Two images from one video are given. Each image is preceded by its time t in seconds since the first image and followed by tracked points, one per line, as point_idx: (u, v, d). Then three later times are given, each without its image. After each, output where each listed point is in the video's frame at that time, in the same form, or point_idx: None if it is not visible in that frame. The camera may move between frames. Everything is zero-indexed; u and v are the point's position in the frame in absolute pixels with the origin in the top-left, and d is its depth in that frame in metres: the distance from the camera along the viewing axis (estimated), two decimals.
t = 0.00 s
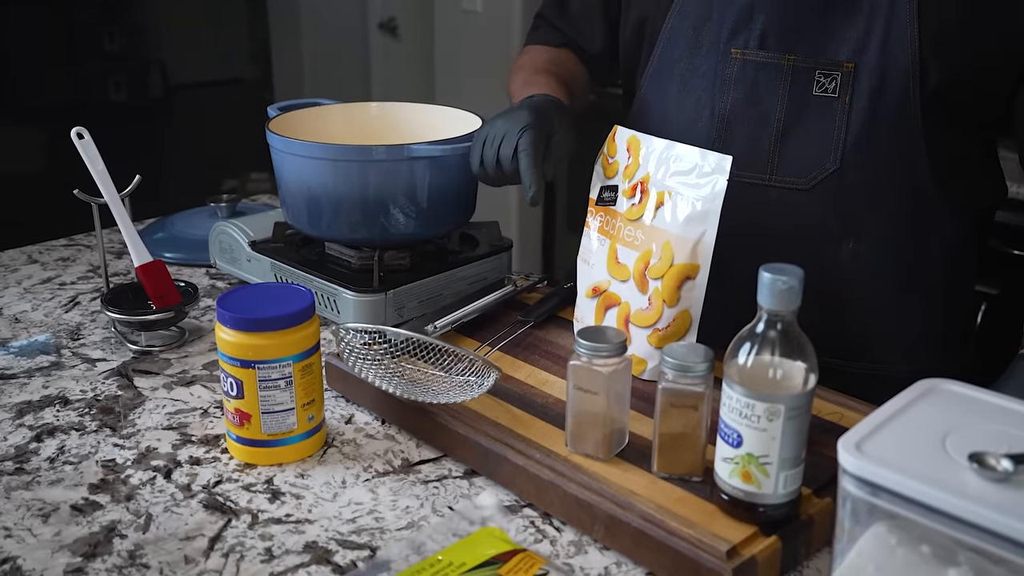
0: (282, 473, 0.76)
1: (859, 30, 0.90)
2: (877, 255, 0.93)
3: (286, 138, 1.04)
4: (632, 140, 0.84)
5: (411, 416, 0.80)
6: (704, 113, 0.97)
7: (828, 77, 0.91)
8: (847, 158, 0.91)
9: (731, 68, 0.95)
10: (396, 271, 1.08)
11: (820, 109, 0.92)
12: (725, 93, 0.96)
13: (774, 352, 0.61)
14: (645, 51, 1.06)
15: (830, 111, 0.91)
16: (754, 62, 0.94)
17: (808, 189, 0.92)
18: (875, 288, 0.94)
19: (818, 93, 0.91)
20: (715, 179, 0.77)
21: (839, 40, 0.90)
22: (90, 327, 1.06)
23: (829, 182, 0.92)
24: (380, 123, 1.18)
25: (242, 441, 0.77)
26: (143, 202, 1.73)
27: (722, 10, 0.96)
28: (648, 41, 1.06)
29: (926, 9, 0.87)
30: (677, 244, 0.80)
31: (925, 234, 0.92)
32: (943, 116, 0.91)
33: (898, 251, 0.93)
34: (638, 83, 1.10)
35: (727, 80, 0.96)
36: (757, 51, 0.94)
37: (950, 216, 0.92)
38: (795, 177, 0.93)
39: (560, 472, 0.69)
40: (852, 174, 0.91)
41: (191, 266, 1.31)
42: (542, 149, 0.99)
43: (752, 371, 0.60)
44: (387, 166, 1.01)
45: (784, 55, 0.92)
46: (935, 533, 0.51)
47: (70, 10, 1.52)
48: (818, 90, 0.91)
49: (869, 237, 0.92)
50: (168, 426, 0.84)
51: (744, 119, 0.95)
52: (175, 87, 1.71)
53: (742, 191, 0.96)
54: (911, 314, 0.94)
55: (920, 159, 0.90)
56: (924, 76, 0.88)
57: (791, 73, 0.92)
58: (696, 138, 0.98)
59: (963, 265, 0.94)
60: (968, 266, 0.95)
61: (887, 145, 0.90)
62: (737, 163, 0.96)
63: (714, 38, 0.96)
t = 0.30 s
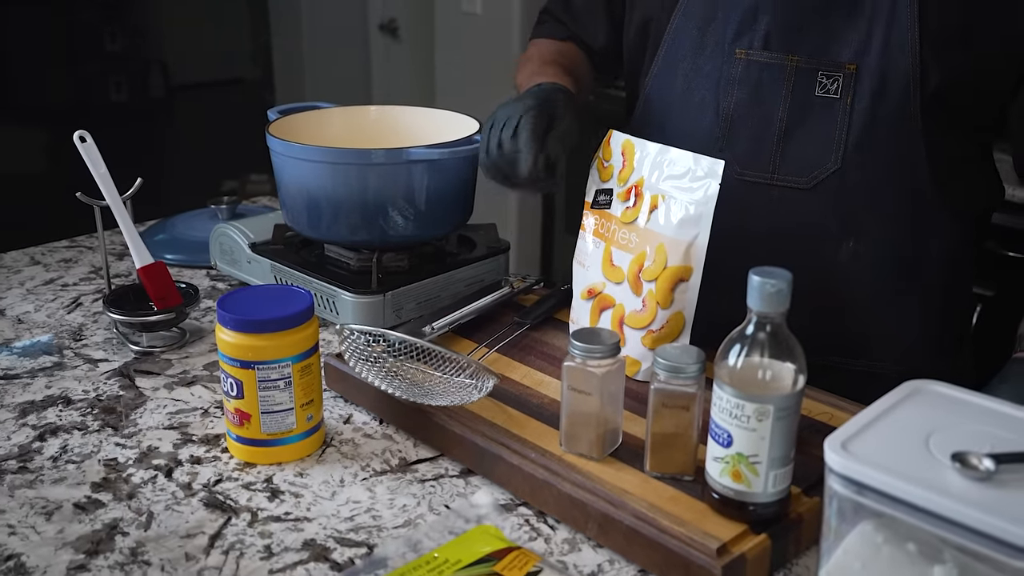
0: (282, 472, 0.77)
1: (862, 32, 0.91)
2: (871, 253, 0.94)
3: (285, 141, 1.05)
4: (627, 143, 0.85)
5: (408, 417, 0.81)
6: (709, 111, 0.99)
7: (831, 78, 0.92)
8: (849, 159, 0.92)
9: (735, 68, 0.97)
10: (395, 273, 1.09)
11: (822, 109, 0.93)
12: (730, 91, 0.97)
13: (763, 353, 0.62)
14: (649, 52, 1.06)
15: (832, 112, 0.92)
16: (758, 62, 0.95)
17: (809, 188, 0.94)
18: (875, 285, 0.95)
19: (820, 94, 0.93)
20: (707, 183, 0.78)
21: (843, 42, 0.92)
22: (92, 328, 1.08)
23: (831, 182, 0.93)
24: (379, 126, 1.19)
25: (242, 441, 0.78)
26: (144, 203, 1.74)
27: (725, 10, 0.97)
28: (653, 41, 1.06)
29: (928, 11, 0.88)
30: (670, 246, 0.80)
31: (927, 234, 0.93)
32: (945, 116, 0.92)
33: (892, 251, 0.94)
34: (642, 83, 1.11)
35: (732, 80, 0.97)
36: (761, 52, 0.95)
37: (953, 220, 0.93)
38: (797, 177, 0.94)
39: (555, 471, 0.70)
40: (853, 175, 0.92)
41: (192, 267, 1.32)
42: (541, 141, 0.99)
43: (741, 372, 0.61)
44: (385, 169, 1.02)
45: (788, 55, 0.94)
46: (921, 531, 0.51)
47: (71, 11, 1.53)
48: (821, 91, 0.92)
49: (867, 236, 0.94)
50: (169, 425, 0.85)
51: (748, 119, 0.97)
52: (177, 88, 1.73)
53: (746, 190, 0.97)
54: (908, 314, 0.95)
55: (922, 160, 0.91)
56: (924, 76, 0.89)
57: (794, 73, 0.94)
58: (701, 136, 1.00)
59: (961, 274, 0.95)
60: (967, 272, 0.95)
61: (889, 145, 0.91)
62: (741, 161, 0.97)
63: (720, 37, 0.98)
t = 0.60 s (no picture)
0: (285, 468, 0.78)
1: (884, 38, 0.96)
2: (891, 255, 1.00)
3: (287, 142, 1.05)
4: (625, 144, 0.86)
5: (409, 414, 0.82)
6: (734, 113, 1.04)
7: (854, 82, 0.97)
8: (869, 161, 0.97)
9: (760, 72, 1.02)
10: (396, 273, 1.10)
11: (847, 112, 0.97)
12: (755, 94, 1.02)
13: (759, 351, 0.63)
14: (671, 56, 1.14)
15: (856, 115, 0.97)
16: (783, 66, 1.00)
17: (832, 191, 0.98)
18: (893, 283, 1.01)
19: (844, 98, 0.97)
20: (705, 184, 0.78)
21: (867, 47, 0.97)
22: (96, 327, 1.09)
23: (854, 185, 0.98)
24: (380, 126, 1.20)
25: (245, 438, 0.79)
26: (147, 202, 1.75)
27: (748, 18, 1.03)
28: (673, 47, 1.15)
29: (948, 23, 0.94)
30: (669, 246, 0.81)
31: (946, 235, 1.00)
32: (963, 123, 0.98)
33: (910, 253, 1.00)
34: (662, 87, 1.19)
35: (757, 84, 1.02)
36: (786, 56, 1.00)
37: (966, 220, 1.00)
38: (820, 179, 0.99)
39: (554, 468, 0.71)
40: (874, 176, 0.97)
41: (195, 266, 1.33)
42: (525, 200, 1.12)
43: (738, 370, 0.62)
44: (387, 169, 1.03)
45: (813, 60, 0.98)
46: (915, 525, 0.52)
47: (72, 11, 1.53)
48: (845, 94, 0.97)
49: (888, 238, 0.99)
50: (173, 423, 0.86)
51: (773, 121, 1.01)
52: (177, 88, 1.74)
53: (771, 191, 1.02)
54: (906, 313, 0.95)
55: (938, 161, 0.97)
56: (947, 82, 0.95)
57: (819, 77, 0.98)
58: (724, 138, 1.05)
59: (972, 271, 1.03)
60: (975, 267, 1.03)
61: (911, 147, 0.97)
62: (764, 163, 1.02)
63: (743, 42, 1.03)
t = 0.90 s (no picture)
0: (295, 465, 0.79)
1: (913, 43, 0.98)
2: (924, 258, 1.01)
3: (295, 141, 1.06)
4: (633, 144, 0.87)
5: (418, 411, 0.83)
6: (767, 115, 1.06)
7: (885, 86, 0.98)
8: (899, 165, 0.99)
9: (792, 76, 1.04)
10: (404, 271, 1.11)
11: (877, 116, 0.99)
12: (786, 97, 1.04)
13: (768, 349, 0.63)
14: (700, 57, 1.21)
15: (886, 119, 0.99)
16: (815, 70, 1.02)
17: (861, 193, 1.00)
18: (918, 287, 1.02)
19: (875, 102, 0.99)
20: (712, 183, 0.79)
21: (897, 53, 0.98)
22: (106, 325, 1.09)
23: (882, 187, 0.99)
24: (387, 126, 1.20)
25: (256, 435, 0.79)
26: (151, 201, 1.76)
27: (779, 23, 1.05)
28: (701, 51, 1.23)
29: (977, 28, 0.96)
30: (676, 245, 0.82)
31: (974, 238, 1.00)
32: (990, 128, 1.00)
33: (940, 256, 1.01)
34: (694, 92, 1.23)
35: (788, 86, 1.04)
36: (818, 60, 1.02)
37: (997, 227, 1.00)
38: (850, 182, 1.01)
39: (564, 464, 0.71)
40: (905, 179, 0.99)
41: (202, 266, 1.34)
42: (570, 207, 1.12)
43: (747, 368, 0.63)
44: (394, 169, 1.04)
45: (844, 64, 1.00)
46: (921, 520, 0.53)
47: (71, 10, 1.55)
48: (875, 99, 0.99)
49: (916, 238, 1.00)
50: (184, 420, 0.87)
51: (803, 124, 1.03)
52: (178, 87, 1.74)
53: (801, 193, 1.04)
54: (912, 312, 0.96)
55: (968, 166, 0.98)
56: (975, 82, 0.96)
57: (849, 81, 1.00)
58: (755, 138, 1.07)
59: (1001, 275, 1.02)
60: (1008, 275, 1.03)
61: (939, 148, 0.98)
62: (795, 166, 1.04)
63: (774, 44, 1.05)
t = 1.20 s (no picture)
0: (310, 462, 0.80)
1: (932, 41, 0.98)
2: (940, 256, 1.01)
3: (306, 141, 1.06)
4: (644, 143, 0.87)
5: (431, 408, 0.83)
6: (784, 112, 1.07)
7: (902, 83, 0.99)
8: (914, 160, 1.00)
9: (810, 71, 1.04)
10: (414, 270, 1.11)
11: (893, 112, 1.00)
12: (804, 93, 1.05)
13: (782, 346, 0.64)
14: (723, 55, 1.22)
15: (902, 114, 1.00)
16: (833, 66, 1.03)
17: (876, 188, 1.01)
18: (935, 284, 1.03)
19: (892, 98, 1.00)
20: (724, 182, 0.80)
21: (915, 51, 0.99)
22: (118, 323, 1.10)
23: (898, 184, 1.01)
24: (397, 126, 1.21)
25: (271, 432, 0.80)
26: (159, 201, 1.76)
27: (800, 22, 1.05)
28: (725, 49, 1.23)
29: (995, 28, 0.96)
30: (688, 244, 0.82)
31: (992, 234, 1.01)
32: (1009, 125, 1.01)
33: (958, 253, 1.02)
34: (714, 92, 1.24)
35: (806, 82, 1.05)
36: (836, 56, 1.03)
37: (1010, 222, 1.01)
38: (865, 176, 1.02)
39: (578, 461, 0.72)
40: (920, 175, 1.00)
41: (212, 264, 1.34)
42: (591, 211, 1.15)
43: (759, 364, 0.64)
44: (405, 168, 1.04)
45: (861, 60, 1.01)
46: (935, 515, 0.54)
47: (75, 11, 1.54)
48: (892, 95, 1.00)
49: (932, 234, 1.01)
50: (198, 417, 0.87)
51: (819, 119, 1.04)
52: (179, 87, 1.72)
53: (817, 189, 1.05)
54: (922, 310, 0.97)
55: (984, 163, 0.98)
56: (992, 80, 0.97)
57: (867, 77, 1.01)
58: (774, 136, 1.08)
59: (1015, 271, 1.04)
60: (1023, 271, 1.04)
61: (956, 145, 0.99)
62: (811, 160, 1.05)
63: (793, 41, 1.06)
